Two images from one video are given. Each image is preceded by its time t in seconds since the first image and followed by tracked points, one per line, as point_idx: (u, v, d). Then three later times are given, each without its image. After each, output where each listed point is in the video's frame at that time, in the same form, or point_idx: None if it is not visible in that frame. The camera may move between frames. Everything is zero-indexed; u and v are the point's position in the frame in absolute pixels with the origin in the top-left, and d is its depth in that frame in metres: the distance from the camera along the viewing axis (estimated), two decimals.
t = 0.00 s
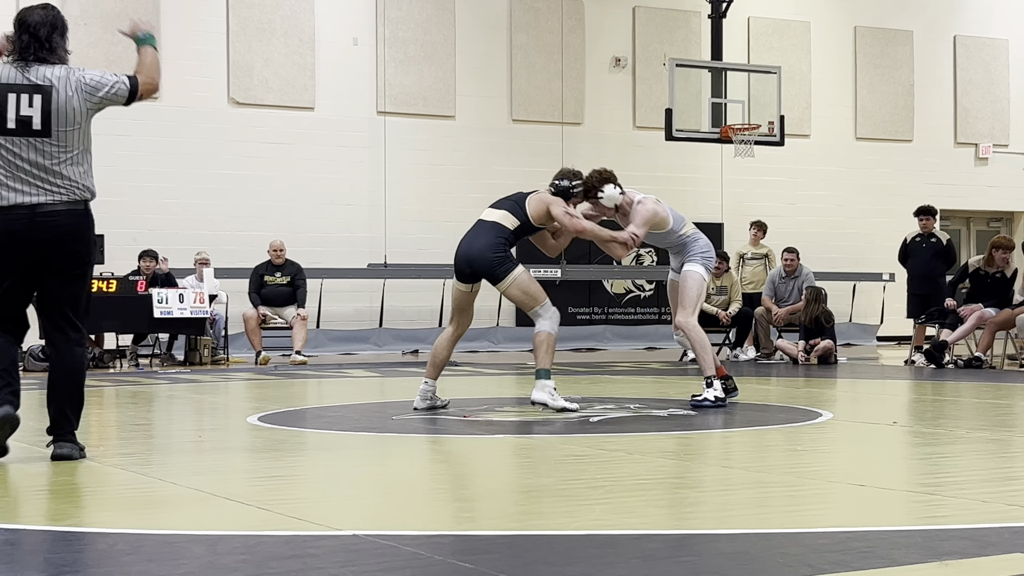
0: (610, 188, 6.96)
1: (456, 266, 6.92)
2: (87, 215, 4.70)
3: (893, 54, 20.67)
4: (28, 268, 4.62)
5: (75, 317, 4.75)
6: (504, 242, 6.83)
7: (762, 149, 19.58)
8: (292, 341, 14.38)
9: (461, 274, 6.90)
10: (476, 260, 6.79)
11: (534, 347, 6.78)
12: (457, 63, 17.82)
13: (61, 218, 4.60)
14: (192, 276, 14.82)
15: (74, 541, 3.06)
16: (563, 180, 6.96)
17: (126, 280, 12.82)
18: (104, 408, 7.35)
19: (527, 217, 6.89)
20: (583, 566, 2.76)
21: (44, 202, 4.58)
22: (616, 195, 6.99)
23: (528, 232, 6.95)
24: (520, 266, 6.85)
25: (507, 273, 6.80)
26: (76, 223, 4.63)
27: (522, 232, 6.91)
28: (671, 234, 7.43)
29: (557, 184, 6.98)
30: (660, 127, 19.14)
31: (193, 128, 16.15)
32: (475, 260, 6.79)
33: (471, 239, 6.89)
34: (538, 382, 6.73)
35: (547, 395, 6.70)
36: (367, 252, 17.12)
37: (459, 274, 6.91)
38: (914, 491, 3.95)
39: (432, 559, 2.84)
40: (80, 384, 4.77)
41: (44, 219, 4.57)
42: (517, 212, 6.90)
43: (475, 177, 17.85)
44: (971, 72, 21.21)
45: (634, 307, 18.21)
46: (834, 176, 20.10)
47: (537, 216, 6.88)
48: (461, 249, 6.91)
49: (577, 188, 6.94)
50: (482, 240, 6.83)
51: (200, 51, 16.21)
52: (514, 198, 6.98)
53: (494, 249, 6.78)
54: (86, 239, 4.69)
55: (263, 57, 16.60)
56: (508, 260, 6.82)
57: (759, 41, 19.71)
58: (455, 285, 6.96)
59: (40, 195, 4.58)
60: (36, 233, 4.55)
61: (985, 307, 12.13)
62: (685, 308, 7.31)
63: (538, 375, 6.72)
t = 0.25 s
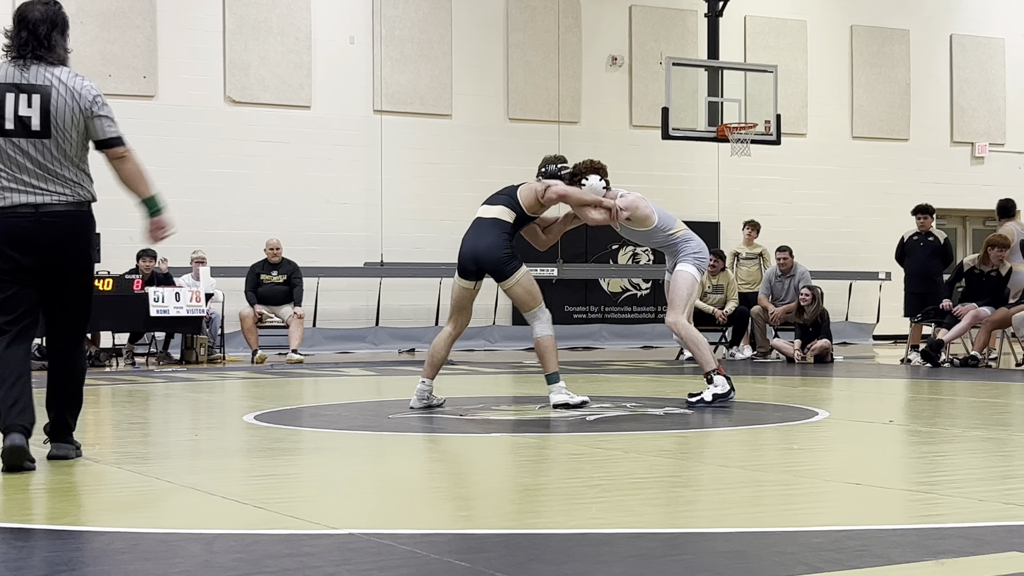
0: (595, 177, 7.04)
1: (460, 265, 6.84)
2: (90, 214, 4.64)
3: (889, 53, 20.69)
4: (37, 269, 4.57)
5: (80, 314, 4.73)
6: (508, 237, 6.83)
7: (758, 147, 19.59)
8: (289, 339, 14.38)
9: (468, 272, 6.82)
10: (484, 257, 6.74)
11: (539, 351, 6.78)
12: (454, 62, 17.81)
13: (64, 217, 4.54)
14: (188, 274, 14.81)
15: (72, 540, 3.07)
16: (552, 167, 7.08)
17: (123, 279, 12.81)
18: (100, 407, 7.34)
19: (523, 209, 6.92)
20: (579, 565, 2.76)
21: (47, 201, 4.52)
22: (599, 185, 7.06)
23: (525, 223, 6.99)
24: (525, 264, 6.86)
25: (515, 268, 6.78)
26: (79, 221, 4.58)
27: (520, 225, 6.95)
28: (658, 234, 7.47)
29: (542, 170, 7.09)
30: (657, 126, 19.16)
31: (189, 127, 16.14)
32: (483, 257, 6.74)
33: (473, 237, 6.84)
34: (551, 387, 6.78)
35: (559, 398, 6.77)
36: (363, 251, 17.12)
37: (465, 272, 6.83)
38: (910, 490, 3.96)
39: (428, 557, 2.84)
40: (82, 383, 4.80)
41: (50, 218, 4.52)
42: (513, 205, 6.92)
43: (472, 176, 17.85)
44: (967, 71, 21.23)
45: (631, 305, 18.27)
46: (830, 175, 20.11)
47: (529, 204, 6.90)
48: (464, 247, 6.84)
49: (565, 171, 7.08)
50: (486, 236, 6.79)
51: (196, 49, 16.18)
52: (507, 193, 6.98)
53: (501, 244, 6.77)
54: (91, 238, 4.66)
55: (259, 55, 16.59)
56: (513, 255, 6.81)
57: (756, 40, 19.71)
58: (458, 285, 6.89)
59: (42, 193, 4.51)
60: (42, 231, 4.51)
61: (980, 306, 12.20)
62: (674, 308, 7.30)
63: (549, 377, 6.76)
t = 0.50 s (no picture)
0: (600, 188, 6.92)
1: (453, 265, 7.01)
2: (83, 206, 4.51)
3: (886, 52, 20.70)
4: (29, 262, 4.42)
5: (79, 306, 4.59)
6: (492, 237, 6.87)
7: (755, 146, 19.60)
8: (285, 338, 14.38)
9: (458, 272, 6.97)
10: (466, 257, 6.86)
11: (530, 349, 6.78)
12: (451, 60, 17.80)
13: (55, 207, 4.40)
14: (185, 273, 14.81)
15: (69, 538, 3.06)
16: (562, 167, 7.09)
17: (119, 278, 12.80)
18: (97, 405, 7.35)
19: (514, 208, 6.92)
20: (576, 564, 2.77)
21: (36, 189, 4.38)
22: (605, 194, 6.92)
23: (517, 222, 7.00)
24: (511, 262, 6.86)
25: (497, 267, 6.82)
26: (69, 212, 4.44)
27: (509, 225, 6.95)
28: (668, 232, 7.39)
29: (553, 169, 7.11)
30: (654, 125, 19.16)
31: (186, 125, 16.13)
32: (464, 257, 6.86)
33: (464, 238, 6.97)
34: (546, 384, 6.78)
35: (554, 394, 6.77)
36: (360, 249, 17.11)
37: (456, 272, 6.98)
38: (906, 489, 3.96)
39: (425, 556, 2.84)
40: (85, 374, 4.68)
41: (36, 207, 4.37)
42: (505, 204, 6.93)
43: (468, 174, 17.85)
44: (964, 70, 21.25)
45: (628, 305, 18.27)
46: (827, 174, 20.12)
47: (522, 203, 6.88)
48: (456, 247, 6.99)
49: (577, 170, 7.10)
50: (472, 237, 6.90)
51: (192, 48, 16.16)
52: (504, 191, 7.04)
53: (483, 244, 6.84)
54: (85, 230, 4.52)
55: (256, 54, 16.57)
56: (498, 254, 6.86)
57: (753, 38, 19.71)
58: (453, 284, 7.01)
59: (32, 181, 4.38)
60: (33, 222, 4.37)
61: (977, 305, 12.21)
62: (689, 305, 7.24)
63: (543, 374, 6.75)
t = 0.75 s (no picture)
0: (617, 183, 7.02)
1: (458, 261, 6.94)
2: (96, 206, 4.29)
3: (884, 51, 20.71)
4: (34, 265, 4.21)
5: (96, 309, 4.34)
6: (501, 237, 6.86)
7: (753, 145, 19.60)
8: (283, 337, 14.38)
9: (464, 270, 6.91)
10: (474, 256, 6.82)
11: (530, 347, 6.78)
12: (449, 59, 17.80)
13: (68, 208, 4.19)
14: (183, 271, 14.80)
15: (65, 538, 3.06)
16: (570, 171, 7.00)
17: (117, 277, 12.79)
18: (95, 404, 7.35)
19: (527, 210, 6.91)
20: (575, 562, 2.77)
21: (49, 191, 4.16)
22: (622, 190, 7.05)
23: (529, 224, 6.99)
24: (519, 261, 6.87)
25: (507, 268, 6.82)
26: (84, 216, 4.23)
27: (518, 226, 6.94)
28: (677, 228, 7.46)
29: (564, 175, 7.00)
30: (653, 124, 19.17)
31: (184, 124, 16.11)
32: (473, 255, 6.81)
33: (473, 234, 6.92)
34: (537, 384, 6.79)
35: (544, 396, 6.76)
36: (358, 249, 17.10)
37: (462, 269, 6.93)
38: (904, 488, 3.97)
39: (423, 555, 2.84)
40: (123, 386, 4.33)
41: (48, 209, 4.16)
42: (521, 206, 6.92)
43: (467, 174, 17.85)
44: (961, 70, 21.28)
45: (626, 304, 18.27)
46: (825, 173, 20.13)
47: (538, 209, 6.88)
48: (463, 243, 6.93)
49: (587, 175, 7.05)
50: (482, 234, 6.85)
51: (190, 47, 16.15)
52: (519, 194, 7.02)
53: (494, 244, 6.82)
54: (97, 232, 4.28)
55: (254, 53, 16.56)
56: (507, 255, 6.85)
57: (751, 38, 19.72)
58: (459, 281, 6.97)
59: (45, 182, 4.17)
60: (40, 224, 4.15)
61: (976, 304, 12.22)
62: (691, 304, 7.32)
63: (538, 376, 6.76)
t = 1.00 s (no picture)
0: (610, 177, 7.19)
1: (486, 257, 6.89)
2: (134, 204, 4.14)
3: (883, 51, 20.72)
4: (59, 267, 4.07)
5: (123, 313, 4.11)
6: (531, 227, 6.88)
7: (752, 145, 19.61)
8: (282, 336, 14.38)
9: (494, 264, 6.88)
10: (507, 247, 6.80)
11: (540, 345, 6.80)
12: (448, 59, 17.81)
13: (105, 207, 4.04)
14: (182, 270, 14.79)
15: (63, 536, 3.06)
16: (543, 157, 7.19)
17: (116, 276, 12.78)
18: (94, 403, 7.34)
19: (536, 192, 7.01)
20: (573, 562, 2.77)
21: (83, 190, 4.02)
22: (618, 182, 7.20)
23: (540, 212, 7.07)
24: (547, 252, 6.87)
25: (539, 256, 6.81)
26: (118, 218, 4.06)
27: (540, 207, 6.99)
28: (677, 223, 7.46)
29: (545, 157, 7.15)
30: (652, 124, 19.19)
31: (182, 122, 16.10)
32: (506, 246, 6.80)
33: (500, 228, 6.90)
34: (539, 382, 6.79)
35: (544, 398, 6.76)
36: (357, 248, 17.11)
37: (491, 264, 6.88)
38: (903, 488, 3.97)
39: (421, 555, 2.84)
40: (137, 393, 4.09)
41: (83, 208, 4.02)
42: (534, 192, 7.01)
43: (466, 173, 17.85)
44: (960, 70, 21.30)
45: (626, 303, 18.31)
46: (824, 173, 20.14)
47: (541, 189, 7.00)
48: (490, 237, 6.90)
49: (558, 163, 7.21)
50: (510, 226, 6.86)
51: (188, 46, 16.14)
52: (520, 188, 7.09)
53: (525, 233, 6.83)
54: (135, 230, 4.11)
55: (253, 52, 16.57)
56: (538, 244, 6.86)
57: (750, 37, 19.72)
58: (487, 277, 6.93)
59: (80, 184, 4.03)
60: (71, 224, 4.02)
61: (975, 304, 12.21)
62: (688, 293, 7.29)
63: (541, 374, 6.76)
